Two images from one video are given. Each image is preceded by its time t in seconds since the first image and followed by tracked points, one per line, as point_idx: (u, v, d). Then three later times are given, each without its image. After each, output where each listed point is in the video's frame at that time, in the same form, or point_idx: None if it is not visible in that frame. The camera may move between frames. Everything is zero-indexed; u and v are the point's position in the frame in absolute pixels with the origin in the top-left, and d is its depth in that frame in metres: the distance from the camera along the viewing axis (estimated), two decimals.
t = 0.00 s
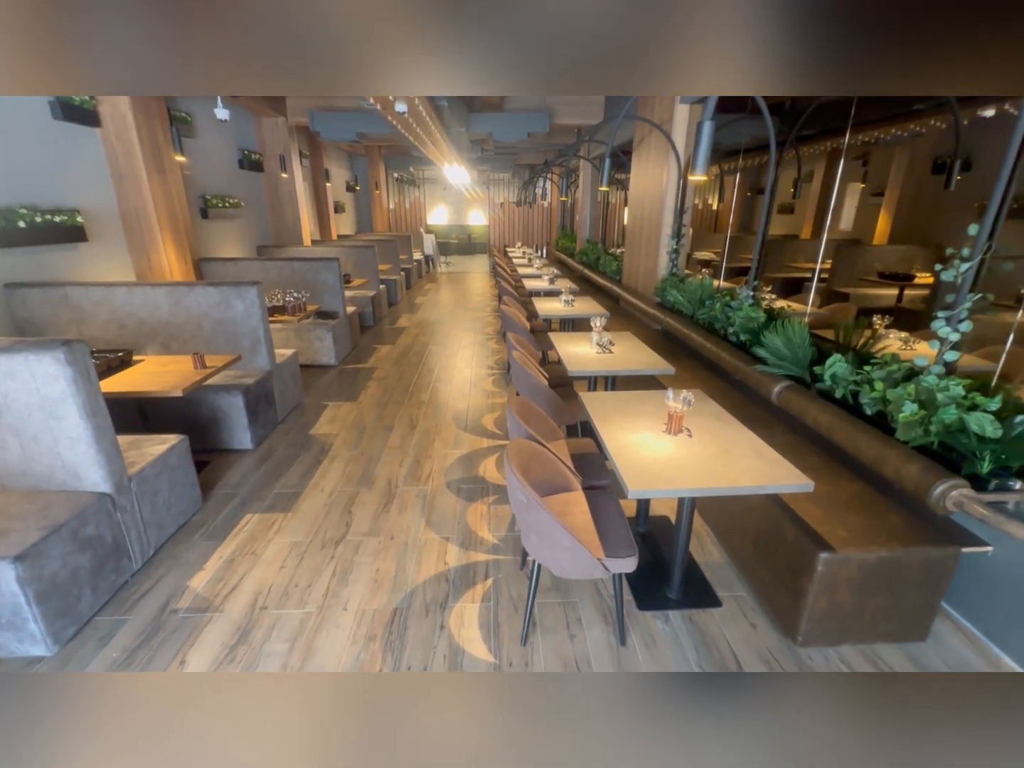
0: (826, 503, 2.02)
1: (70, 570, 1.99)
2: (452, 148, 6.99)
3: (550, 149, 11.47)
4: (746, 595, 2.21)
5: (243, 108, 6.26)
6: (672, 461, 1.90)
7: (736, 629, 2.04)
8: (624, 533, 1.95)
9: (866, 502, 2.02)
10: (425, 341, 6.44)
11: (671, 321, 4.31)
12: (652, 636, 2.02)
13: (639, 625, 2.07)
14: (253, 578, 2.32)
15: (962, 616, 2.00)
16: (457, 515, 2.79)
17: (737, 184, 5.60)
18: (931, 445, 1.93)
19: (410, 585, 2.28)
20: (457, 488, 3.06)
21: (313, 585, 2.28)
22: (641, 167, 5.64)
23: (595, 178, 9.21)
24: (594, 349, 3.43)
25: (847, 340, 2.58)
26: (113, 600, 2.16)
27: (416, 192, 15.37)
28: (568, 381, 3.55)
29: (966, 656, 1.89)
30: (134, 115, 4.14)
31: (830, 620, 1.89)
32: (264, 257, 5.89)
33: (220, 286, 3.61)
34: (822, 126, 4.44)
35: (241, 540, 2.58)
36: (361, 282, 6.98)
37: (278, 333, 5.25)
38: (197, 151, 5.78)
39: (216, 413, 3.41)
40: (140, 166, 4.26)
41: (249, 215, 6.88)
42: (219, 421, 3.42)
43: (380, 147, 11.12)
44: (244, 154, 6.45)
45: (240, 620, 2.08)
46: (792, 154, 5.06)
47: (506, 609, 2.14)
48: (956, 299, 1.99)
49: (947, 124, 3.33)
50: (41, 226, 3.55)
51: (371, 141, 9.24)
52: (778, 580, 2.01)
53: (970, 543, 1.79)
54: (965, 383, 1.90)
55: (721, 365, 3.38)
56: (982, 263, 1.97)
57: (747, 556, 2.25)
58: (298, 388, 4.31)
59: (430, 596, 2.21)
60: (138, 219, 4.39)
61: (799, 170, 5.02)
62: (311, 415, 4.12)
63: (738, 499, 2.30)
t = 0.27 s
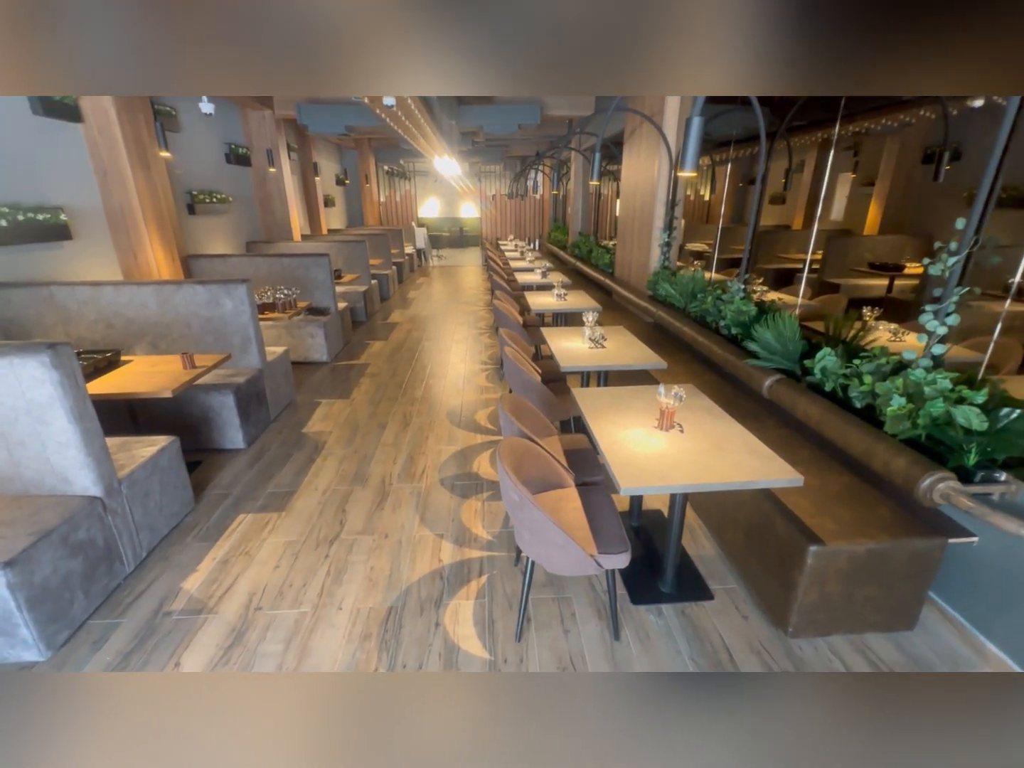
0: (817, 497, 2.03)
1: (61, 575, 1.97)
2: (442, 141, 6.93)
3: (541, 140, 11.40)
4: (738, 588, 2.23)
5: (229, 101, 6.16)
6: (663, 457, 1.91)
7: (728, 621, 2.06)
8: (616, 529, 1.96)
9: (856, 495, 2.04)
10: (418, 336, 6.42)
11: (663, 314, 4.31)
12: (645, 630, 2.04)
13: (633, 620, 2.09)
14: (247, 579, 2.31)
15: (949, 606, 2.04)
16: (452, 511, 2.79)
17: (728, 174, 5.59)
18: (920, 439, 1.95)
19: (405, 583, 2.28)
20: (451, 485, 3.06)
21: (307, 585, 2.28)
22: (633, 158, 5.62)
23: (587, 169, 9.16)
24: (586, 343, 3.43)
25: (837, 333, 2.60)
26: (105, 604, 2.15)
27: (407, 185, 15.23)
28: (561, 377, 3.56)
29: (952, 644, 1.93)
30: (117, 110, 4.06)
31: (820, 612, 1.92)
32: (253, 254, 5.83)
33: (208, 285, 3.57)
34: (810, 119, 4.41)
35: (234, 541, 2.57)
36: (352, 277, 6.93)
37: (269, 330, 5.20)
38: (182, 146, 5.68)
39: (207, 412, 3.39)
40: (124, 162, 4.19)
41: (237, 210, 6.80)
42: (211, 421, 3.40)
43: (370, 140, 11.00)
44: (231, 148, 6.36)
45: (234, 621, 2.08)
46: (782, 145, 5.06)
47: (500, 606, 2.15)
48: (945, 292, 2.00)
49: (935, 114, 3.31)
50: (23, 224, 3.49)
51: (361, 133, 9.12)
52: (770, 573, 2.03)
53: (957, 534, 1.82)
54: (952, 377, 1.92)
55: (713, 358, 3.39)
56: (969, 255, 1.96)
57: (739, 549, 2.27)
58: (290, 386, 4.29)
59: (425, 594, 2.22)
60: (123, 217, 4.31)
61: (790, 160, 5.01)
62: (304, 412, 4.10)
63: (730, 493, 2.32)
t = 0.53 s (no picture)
0: (809, 495, 2.05)
1: (56, 587, 1.97)
2: (433, 142, 6.91)
3: (533, 139, 11.38)
4: (733, 586, 2.25)
5: (218, 104, 6.12)
6: (656, 459, 1.92)
7: (724, 620, 2.08)
8: (611, 531, 1.98)
9: (848, 493, 2.06)
10: (413, 337, 6.41)
11: (656, 313, 4.32)
12: (642, 630, 2.05)
13: (629, 620, 2.10)
14: (244, 586, 2.31)
15: (941, 600, 2.06)
16: (448, 515, 2.80)
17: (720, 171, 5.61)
18: (910, 436, 1.97)
19: (402, 588, 2.29)
20: (447, 488, 3.06)
21: (304, 592, 2.29)
22: (624, 158, 5.63)
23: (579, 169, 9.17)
24: (580, 344, 3.44)
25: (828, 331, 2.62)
26: (101, 615, 2.14)
27: (399, 185, 15.19)
28: (555, 378, 3.57)
29: (943, 638, 1.95)
30: (105, 116, 4.03)
31: (813, 609, 1.94)
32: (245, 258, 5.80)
33: (200, 291, 3.56)
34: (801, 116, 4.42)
35: (230, 548, 2.56)
36: (345, 280, 6.92)
37: (262, 335, 5.19)
38: (172, 150, 5.64)
39: (201, 419, 3.38)
40: (113, 168, 4.16)
41: (229, 214, 6.76)
42: (205, 428, 3.39)
43: (361, 141, 10.96)
44: (221, 152, 6.32)
45: (231, 629, 2.08)
46: (773, 142, 5.07)
47: (497, 608, 2.16)
48: (932, 292, 2.02)
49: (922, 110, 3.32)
50: (11, 233, 3.46)
51: (351, 135, 9.08)
52: (764, 572, 2.05)
53: (947, 530, 1.84)
54: (940, 374, 1.94)
55: (706, 357, 3.41)
56: (955, 255, 1.98)
57: (734, 548, 2.28)
58: (284, 390, 4.27)
59: (422, 598, 2.23)
60: (113, 223, 4.28)
61: (781, 158, 5.02)
62: (299, 417, 4.10)
63: (724, 492, 2.34)
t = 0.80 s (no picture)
0: (799, 500, 2.07)
1: (45, 609, 1.94)
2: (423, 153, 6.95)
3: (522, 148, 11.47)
4: (727, 592, 2.26)
5: (207, 118, 6.13)
6: (647, 467, 1.93)
7: (718, 626, 2.09)
8: (604, 540, 1.98)
9: (837, 497, 2.09)
10: (405, 347, 6.40)
11: (647, 320, 4.36)
12: (637, 639, 2.05)
13: (624, 629, 2.10)
14: (237, 603, 2.29)
15: (931, 602, 2.08)
16: (442, 526, 2.79)
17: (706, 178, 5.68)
18: (896, 440, 2.00)
19: (397, 601, 2.28)
20: (441, 499, 3.06)
21: (298, 607, 2.27)
22: (612, 166, 5.69)
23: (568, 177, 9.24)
24: (571, 353, 3.46)
25: (815, 336, 2.66)
26: (92, 636, 2.12)
27: (390, 195, 15.23)
28: (547, 386, 3.59)
29: (934, 640, 1.97)
30: (93, 132, 4.03)
31: (806, 614, 1.95)
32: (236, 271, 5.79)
33: (190, 305, 3.55)
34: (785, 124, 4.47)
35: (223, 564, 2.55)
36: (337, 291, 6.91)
37: (254, 347, 5.17)
38: (161, 164, 5.64)
39: (192, 434, 3.35)
40: (101, 183, 4.15)
41: (219, 226, 6.75)
42: (196, 442, 3.37)
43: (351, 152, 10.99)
44: (211, 165, 6.33)
45: (224, 647, 2.06)
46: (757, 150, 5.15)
47: (493, 620, 2.16)
48: (913, 297, 2.05)
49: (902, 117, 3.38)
50: None
51: (342, 146, 9.11)
52: (756, 577, 2.06)
53: (935, 533, 1.87)
54: (924, 378, 1.98)
55: (696, 363, 3.44)
56: (935, 261, 2.02)
57: (727, 554, 2.30)
58: (276, 403, 4.26)
59: (417, 611, 2.22)
60: (101, 238, 4.26)
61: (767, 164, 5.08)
62: (292, 430, 4.08)
63: (715, 498, 2.35)
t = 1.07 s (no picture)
0: (786, 502, 2.10)
1: (29, 629, 1.91)
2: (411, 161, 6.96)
3: (511, 155, 11.51)
4: (718, 595, 2.28)
5: (192, 127, 6.10)
6: (635, 473, 1.94)
7: (709, 629, 2.10)
8: (594, 546, 1.99)
9: (823, 498, 2.11)
10: (395, 355, 6.39)
11: (635, 324, 4.38)
12: (629, 644, 2.06)
13: (616, 634, 2.11)
14: (227, 617, 2.27)
15: (917, 600, 2.11)
16: (434, 535, 2.78)
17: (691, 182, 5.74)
18: (879, 441, 2.04)
19: (388, 612, 2.27)
20: (432, 507, 3.05)
21: (289, 620, 2.25)
22: (599, 172, 5.74)
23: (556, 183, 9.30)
24: (560, 359, 3.48)
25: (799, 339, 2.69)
26: (78, 655, 2.09)
27: (378, 202, 15.21)
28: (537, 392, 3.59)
29: (921, 637, 2.00)
30: (76, 143, 3.99)
31: (795, 615, 1.97)
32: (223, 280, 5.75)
33: (177, 317, 3.53)
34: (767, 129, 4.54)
35: (212, 578, 2.52)
36: (326, 299, 6.89)
37: (242, 357, 5.13)
38: (145, 174, 5.59)
39: (179, 447, 3.32)
40: (85, 195, 4.11)
41: (205, 236, 6.71)
42: (184, 455, 3.33)
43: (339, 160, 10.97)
44: (197, 174, 6.29)
45: (213, 663, 2.04)
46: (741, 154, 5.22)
47: (485, 629, 2.16)
48: (891, 299, 2.10)
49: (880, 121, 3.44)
50: None
51: (329, 154, 9.10)
52: (745, 580, 2.08)
53: (918, 532, 1.89)
54: (904, 380, 2.02)
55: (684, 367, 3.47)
56: (912, 266, 2.07)
57: (717, 557, 2.31)
58: (265, 413, 4.23)
59: (408, 622, 2.21)
60: (85, 250, 4.22)
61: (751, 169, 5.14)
62: (281, 440, 4.05)
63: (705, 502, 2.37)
